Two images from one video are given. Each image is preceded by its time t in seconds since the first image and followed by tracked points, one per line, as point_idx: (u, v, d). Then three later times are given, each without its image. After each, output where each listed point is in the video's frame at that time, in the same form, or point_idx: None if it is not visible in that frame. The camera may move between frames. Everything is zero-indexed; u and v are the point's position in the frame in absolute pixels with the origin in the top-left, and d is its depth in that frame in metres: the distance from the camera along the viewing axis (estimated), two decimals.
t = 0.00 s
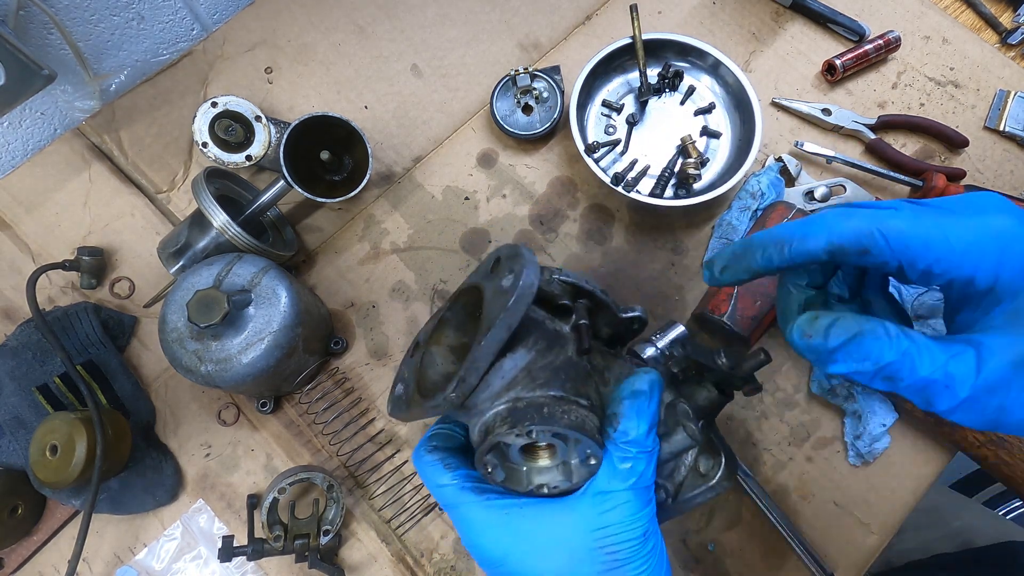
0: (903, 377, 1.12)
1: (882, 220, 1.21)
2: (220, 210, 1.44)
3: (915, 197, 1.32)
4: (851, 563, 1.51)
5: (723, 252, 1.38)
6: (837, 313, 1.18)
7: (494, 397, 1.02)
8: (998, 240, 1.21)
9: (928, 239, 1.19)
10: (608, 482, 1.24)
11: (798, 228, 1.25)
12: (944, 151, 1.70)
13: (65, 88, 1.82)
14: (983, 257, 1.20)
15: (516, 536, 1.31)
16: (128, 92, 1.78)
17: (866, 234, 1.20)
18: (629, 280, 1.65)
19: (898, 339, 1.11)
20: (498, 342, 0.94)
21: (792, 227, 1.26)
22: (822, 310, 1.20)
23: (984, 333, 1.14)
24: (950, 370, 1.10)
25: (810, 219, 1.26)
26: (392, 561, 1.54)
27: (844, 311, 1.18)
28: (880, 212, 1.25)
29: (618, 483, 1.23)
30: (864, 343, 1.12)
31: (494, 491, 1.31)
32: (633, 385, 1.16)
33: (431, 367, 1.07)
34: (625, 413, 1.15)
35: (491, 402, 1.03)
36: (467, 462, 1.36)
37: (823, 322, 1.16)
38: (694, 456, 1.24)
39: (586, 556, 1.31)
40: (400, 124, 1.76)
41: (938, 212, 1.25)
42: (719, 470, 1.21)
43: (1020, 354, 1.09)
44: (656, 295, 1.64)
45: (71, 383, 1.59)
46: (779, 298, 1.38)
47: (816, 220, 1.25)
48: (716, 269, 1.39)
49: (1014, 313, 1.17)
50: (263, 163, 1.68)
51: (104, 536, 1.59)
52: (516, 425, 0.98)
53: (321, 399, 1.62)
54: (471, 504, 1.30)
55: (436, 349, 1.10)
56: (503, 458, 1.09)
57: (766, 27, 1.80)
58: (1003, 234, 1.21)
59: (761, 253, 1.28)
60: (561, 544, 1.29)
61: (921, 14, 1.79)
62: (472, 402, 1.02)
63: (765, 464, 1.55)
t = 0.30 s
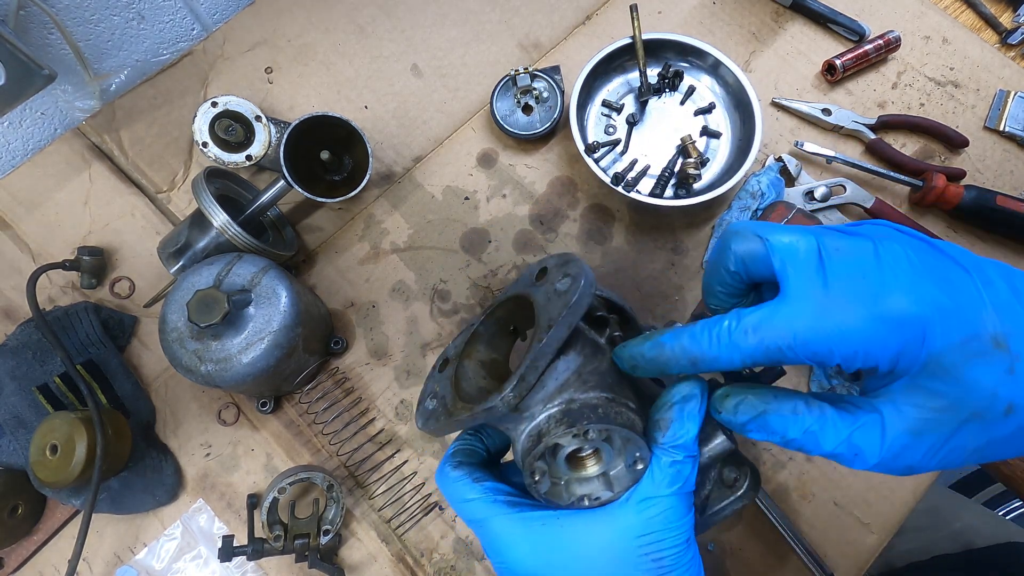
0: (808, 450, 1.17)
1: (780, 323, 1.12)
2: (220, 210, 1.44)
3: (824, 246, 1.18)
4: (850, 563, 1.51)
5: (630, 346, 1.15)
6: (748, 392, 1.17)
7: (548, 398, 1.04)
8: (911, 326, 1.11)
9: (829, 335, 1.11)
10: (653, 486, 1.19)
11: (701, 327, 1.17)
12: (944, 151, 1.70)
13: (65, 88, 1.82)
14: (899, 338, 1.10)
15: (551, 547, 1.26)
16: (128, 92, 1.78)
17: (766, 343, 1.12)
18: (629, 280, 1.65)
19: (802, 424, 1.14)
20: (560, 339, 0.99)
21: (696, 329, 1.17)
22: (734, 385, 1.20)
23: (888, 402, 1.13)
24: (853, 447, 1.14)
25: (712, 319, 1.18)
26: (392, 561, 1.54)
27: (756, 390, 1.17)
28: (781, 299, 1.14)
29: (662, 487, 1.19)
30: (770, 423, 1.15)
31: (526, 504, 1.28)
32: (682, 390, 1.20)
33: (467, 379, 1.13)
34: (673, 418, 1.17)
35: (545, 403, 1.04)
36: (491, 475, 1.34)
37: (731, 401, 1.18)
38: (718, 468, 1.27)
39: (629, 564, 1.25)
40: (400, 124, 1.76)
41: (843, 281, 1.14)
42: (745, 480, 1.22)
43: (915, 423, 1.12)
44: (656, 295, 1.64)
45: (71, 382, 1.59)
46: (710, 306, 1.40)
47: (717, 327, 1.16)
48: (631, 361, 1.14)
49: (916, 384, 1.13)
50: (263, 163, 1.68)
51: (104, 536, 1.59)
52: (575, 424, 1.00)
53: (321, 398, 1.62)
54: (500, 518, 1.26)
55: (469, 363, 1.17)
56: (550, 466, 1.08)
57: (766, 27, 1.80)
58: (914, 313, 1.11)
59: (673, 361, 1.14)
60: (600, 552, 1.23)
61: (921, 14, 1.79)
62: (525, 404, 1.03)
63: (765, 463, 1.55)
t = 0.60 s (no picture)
0: (803, 445, 1.10)
1: (759, 298, 1.17)
2: (220, 210, 1.44)
3: (796, 242, 1.27)
4: (850, 563, 1.51)
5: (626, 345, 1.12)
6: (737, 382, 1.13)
7: (531, 419, 1.03)
8: (883, 301, 1.16)
9: (807, 308, 1.16)
10: (641, 507, 1.20)
11: (688, 311, 1.21)
12: (944, 151, 1.70)
13: (65, 88, 1.82)
14: (875, 309, 1.16)
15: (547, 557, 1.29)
16: (128, 92, 1.78)
17: (749, 314, 1.17)
18: (629, 280, 1.65)
19: (797, 405, 1.08)
20: (534, 364, 0.96)
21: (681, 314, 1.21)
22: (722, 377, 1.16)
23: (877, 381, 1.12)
24: (849, 435, 1.08)
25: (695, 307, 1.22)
26: (392, 561, 1.54)
27: (744, 379, 1.13)
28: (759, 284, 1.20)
29: (650, 509, 1.19)
30: (762, 406, 1.08)
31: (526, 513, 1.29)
32: (671, 419, 1.11)
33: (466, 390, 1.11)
34: (661, 446, 1.11)
35: (526, 424, 1.03)
36: (499, 482, 1.34)
37: (719, 390, 1.13)
38: (728, 481, 1.18)
39: None
40: (400, 124, 1.76)
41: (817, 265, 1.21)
42: (752, 498, 1.13)
43: (906, 402, 1.08)
44: (656, 295, 1.64)
45: (71, 382, 1.59)
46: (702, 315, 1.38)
47: (701, 309, 1.20)
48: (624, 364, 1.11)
49: (900, 360, 1.12)
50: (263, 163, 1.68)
51: (104, 536, 1.59)
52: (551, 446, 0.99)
53: (321, 398, 1.62)
54: (500, 526, 1.28)
55: (469, 374, 1.15)
56: (537, 479, 1.08)
57: (766, 27, 1.80)
58: (885, 285, 1.17)
59: (663, 348, 1.12)
60: (589, 564, 1.26)
61: (921, 14, 1.79)
62: (507, 423, 1.03)
63: (765, 463, 1.55)
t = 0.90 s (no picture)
0: (891, 340, 1.08)
1: (819, 177, 1.24)
2: (220, 210, 1.44)
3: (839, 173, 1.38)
4: (850, 563, 1.51)
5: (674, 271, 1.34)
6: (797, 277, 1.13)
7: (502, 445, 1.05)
8: (947, 193, 1.21)
9: (867, 192, 1.24)
10: (607, 550, 1.23)
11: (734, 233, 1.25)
12: (944, 151, 1.70)
13: (65, 88, 1.82)
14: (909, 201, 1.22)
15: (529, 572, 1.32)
16: (128, 92, 1.78)
17: (808, 192, 1.23)
18: (629, 280, 1.65)
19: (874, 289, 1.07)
20: (502, 407, 0.95)
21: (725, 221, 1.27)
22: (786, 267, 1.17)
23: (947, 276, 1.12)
24: (943, 314, 1.05)
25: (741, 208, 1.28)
26: (393, 561, 1.54)
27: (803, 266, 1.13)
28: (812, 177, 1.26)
29: (615, 556, 1.22)
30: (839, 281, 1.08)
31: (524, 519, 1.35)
32: (630, 465, 1.06)
33: (467, 380, 1.06)
34: (621, 493, 1.06)
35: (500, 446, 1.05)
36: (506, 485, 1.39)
37: (806, 269, 1.10)
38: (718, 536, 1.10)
39: None
40: (400, 124, 1.76)
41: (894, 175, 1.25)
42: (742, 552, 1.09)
43: (991, 279, 1.08)
44: (656, 295, 1.64)
45: (71, 382, 1.59)
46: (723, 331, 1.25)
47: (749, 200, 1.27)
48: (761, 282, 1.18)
49: (982, 240, 1.14)
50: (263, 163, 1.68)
51: (104, 536, 1.59)
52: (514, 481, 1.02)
53: (321, 399, 1.62)
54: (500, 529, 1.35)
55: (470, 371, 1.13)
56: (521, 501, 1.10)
57: (766, 27, 1.80)
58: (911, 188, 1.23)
59: (721, 245, 1.24)
60: None
61: (921, 15, 1.79)
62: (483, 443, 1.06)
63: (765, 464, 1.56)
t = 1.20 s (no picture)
0: (921, 496, 1.02)
1: (881, 318, 0.95)
2: (220, 210, 1.44)
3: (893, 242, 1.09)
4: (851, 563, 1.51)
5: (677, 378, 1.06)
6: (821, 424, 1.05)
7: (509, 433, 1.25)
8: None
9: (960, 328, 0.95)
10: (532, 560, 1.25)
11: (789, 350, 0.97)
12: (944, 151, 1.70)
13: (65, 88, 1.82)
14: None
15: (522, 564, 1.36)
16: (128, 92, 1.78)
17: (904, 339, 0.94)
18: (629, 280, 1.65)
19: (915, 457, 1.01)
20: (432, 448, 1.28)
21: (773, 340, 0.99)
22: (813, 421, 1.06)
23: (994, 416, 1.04)
24: (976, 472, 1.00)
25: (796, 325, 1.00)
26: (392, 561, 1.54)
27: (844, 424, 1.04)
28: (887, 291, 1.00)
29: None
30: (872, 468, 1.01)
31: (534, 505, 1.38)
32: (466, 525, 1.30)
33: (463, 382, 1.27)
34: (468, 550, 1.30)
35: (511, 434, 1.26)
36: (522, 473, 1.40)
37: (813, 446, 1.03)
38: None
39: None
40: (400, 124, 1.76)
41: (969, 253, 1.04)
42: None
43: None
44: (656, 295, 1.64)
45: (71, 382, 1.59)
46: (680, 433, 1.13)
47: (820, 334, 0.96)
48: (795, 451, 1.06)
49: None
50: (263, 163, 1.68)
51: (104, 536, 1.59)
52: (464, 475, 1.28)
53: (321, 399, 1.62)
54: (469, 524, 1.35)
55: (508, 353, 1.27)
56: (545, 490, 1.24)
57: (766, 27, 1.80)
58: None
59: (755, 392, 0.97)
60: None
61: (921, 15, 1.79)
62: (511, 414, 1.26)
63: (765, 464, 1.56)
